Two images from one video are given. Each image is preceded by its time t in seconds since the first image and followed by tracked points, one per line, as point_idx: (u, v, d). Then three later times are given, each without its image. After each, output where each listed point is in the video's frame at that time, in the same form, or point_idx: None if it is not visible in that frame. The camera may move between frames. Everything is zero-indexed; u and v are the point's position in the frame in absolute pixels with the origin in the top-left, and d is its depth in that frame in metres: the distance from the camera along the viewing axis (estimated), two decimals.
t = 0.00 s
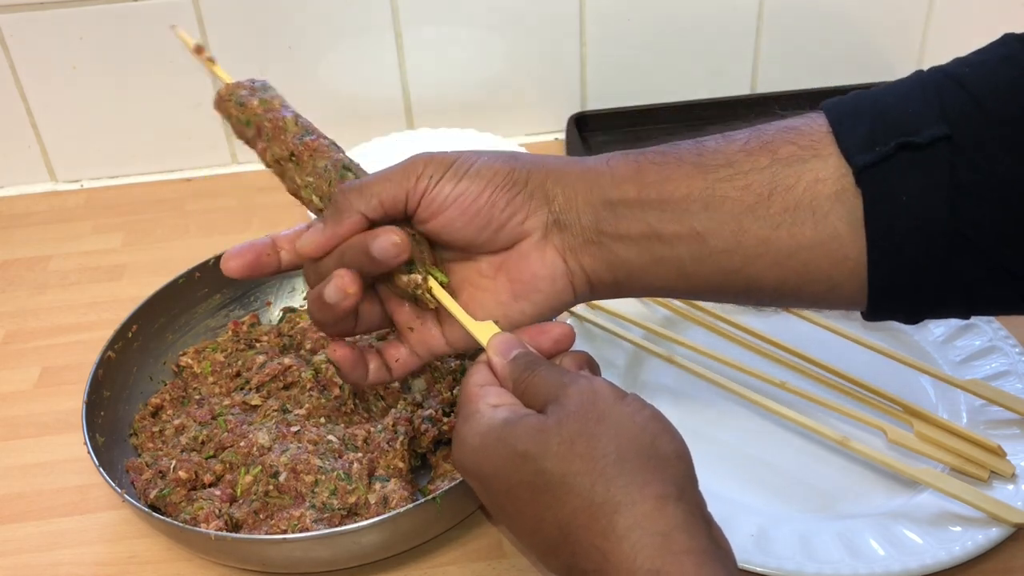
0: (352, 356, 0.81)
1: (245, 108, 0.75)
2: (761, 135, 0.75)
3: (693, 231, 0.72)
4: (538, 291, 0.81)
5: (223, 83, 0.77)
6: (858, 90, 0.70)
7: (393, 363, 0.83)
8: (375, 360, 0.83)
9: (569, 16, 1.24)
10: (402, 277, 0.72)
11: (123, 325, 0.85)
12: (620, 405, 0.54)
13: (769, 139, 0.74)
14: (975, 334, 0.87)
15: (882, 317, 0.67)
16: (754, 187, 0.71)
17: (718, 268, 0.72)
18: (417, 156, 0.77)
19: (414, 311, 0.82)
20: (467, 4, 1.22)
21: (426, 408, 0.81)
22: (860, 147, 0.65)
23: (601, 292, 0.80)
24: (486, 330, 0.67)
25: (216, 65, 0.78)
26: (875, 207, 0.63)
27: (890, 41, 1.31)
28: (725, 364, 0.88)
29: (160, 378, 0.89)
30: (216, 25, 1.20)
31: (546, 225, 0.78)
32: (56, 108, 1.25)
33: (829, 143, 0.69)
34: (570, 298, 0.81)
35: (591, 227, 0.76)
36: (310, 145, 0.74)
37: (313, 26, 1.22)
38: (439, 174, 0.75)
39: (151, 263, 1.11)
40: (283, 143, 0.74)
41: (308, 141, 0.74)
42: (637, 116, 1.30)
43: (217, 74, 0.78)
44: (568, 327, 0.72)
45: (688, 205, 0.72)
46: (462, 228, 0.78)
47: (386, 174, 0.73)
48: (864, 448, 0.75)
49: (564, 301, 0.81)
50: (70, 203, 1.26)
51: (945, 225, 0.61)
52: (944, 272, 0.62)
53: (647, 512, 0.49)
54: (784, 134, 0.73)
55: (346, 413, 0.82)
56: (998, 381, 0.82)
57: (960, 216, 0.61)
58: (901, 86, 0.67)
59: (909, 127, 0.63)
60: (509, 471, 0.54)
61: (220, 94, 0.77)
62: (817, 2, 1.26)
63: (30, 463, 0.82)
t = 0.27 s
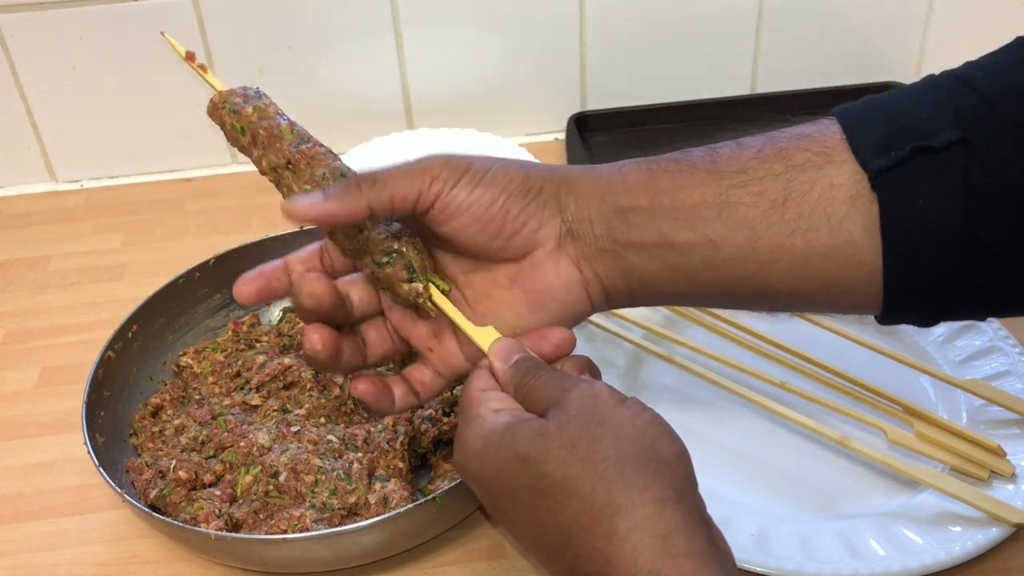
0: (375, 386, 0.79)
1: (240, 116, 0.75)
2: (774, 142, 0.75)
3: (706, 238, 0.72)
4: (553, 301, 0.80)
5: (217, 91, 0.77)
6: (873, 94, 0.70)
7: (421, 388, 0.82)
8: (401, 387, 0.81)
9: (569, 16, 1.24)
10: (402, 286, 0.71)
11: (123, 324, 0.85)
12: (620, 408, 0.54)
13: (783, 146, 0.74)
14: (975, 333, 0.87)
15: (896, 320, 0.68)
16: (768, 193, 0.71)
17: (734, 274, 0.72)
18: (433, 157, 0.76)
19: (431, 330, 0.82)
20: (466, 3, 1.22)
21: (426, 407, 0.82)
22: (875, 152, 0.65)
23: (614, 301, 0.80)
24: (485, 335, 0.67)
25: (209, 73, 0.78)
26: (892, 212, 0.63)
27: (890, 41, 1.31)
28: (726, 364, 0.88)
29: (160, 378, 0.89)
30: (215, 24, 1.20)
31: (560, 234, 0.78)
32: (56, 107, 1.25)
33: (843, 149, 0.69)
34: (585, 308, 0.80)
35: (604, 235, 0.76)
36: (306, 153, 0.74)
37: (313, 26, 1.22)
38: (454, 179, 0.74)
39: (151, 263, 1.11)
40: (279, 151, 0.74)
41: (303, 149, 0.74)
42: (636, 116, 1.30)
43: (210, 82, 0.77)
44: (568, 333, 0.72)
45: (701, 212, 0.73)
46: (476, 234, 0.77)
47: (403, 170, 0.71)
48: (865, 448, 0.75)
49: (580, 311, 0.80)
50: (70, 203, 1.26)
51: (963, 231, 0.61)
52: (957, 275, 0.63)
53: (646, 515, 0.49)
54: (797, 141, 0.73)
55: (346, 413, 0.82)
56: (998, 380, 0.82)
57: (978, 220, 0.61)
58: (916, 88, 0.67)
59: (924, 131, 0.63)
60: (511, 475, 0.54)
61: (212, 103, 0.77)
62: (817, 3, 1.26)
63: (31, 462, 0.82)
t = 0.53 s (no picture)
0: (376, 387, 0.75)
1: (245, 112, 0.75)
2: (783, 150, 0.75)
3: (716, 249, 0.72)
4: (561, 312, 0.80)
5: (220, 87, 0.77)
6: (884, 102, 0.69)
7: (419, 393, 0.78)
8: (400, 390, 0.77)
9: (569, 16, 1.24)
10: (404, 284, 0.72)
11: (123, 324, 0.85)
12: (619, 408, 0.54)
13: (791, 155, 0.73)
14: (975, 334, 0.87)
15: (909, 329, 0.68)
16: (777, 203, 0.71)
17: (744, 284, 0.72)
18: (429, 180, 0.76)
19: (436, 335, 0.79)
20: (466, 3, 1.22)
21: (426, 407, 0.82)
22: (886, 161, 0.64)
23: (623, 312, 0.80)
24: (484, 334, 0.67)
25: (213, 68, 0.78)
26: (905, 222, 0.63)
27: (890, 42, 1.31)
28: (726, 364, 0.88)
29: (160, 378, 0.89)
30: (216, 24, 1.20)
31: (566, 246, 0.78)
32: (56, 108, 1.25)
33: (853, 157, 0.68)
34: (593, 320, 0.81)
35: (613, 246, 0.77)
36: (310, 150, 0.75)
37: (313, 27, 1.22)
38: (454, 201, 0.74)
39: (151, 263, 1.11)
40: (283, 148, 0.75)
41: (307, 146, 0.75)
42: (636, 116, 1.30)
43: (213, 78, 0.77)
44: (568, 333, 0.72)
45: (711, 222, 0.73)
46: (482, 254, 0.77)
47: (400, 203, 0.72)
48: (865, 448, 0.75)
49: (588, 323, 0.81)
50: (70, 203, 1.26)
51: (977, 240, 0.61)
52: (968, 285, 0.62)
53: (645, 514, 0.49)
54: (805, 150, 0.72)
55: (346, 413, 0.82)
56: (998, 380, 0.82)
57: (992, 230, 0.61)
58: (927, 96, 0.66)
59: (934, 139, 0.62)
60: (510, 474, 0.54)
61: (216, 98, 0.76)
62: (817, 3, 1.26)
63: (31, 462, 0.82)
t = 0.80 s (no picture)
0: (386, 402, 0.76)
1: (238, 112, 0.74)
2: (789, 157, 0.74)
3: (724, 256, 0.72)
4: (568, 322, 0.80)
5: (212, 87, 0.76)
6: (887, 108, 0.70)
7: (427, 404, 0.78)
8: (409, 404, 0.77)
9: (568, 16, 1.24)
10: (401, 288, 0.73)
11: (123, 324, 0.85)
12: (618, 409, 0.54)
13: (798, 161, 0.73)
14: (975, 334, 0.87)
15: (915, 336, 0.68)
16: (785, 211, 0.71)
17: (750, 292, 0.72)
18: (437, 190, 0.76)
19: (445, 345, 0.78)
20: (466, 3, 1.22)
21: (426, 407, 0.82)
22: (893, 168, 0.64)
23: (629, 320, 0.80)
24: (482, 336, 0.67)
25: (205, 69, 0.78)
26: (913, 229, 0.63)
27: (890, 42, 1.31)
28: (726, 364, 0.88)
29: (160, 378, 0.89)
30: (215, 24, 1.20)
31: (574, 255, 0.78)
32: (55, 108, 1.25)
33: (860, 164, 0.68)
34: (601, 328, 0.81)
35: (619, 254, 0.76)
36: (304, 151, 0.75)
37: (313, 26, 1.22)
38: (461, 211, 0.74)
39: (151, 263, 1.11)
40: (276, 149, 0.74)
41: (301, 147, 0.75)
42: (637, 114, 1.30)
43: (206, 78, 0.77)
44: (564, 333, 0.73)
45: (719, 229, 0.72)
46: (491, 263, 0.77)
47: (407, 215, 0.72)
48: (864, 448, 0.75)
49: (595, 330, 0.81)
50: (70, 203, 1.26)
51: (985, 245, 0.61)
52: (975, 292, 0.62)
53: (643, 516, 0.48)
54: (812, 156, 0.72)
55: (346, 413, 0.82)
56: (998, 380, 0.82)
57: (1001, 235, 0.60)
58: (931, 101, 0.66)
59: (941, 146, 0.62)
60: (508, 475, 0.54)
61: (209, 98, 0.76)
62: (817, 3, 1.26)
63: (31, 463, 0.82)
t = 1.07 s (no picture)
0: (400, 420, 0.75)
1: (235, 117, 0.76)
2: (799, 165, 0.74)
3: (734, 264, 0.72)
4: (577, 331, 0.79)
5: (211, 93, 0.78)
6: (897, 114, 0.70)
7: (444, 418, 0.78)
8: (425, 418, 0.77)
9: (569, 16, 1.24)
10: (401, 292, 0.71)
11: (123, 324, 0.84)
12: (616, 411, 0.54)
13: (807, 169, 0.73)
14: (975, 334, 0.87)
15: (928, 342, 0.68)
16: (796, 218, 0.70)
17: (762, 299, 0.72)
18: (450, 193, 0.75)
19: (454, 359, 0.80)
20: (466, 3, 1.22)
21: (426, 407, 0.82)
22: (903, 175, 0.65)
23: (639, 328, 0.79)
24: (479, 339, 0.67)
25: (206, 77, 0.78)
26: (924, 236, 0.63)
27: (890, 42, 1.31)
28: (726, 364, 0.88)
29: (160, 378, 0.89)
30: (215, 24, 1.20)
31: (584, 263, 0.78)
32: (55, 108, 1.25)
33: (870, 171, 0.68)
34: (612, 338, 0.80)
35: (629, 263, 0.76)
36: (302, 155, 0.75)
37: (312, 26, 1.22)
38: (476, 217, 0.74)
39: (151, 263, 1.11)
40: (274, 153, 0.75)
41: (299, 151, 0.75)
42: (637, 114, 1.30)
43: (205, 84, 0.78)
44: (561, 335, 0.73)
45: (729, 236, 0.72)
46: (501, 270, 0.77)
47: (420, 214, 0.71)
48: (864, 448, 0.75)
49: (607, 340, 0.80)
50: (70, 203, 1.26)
51: (997, 251, 0.61)
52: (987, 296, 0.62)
53: (642, 518, 0.49)
54: (822, 163, 0.72)
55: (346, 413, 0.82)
56: (998, 380, 0.82)
57: (1012, 242, 0.61)
58: (942, 106, 0.66)
59: (952, 152, 0.62)
60: (506, 478, 0.54)
61: (208, 105, 0.78)
62: (817, 3, 1.26)
63: (31, 463, 0.82)
